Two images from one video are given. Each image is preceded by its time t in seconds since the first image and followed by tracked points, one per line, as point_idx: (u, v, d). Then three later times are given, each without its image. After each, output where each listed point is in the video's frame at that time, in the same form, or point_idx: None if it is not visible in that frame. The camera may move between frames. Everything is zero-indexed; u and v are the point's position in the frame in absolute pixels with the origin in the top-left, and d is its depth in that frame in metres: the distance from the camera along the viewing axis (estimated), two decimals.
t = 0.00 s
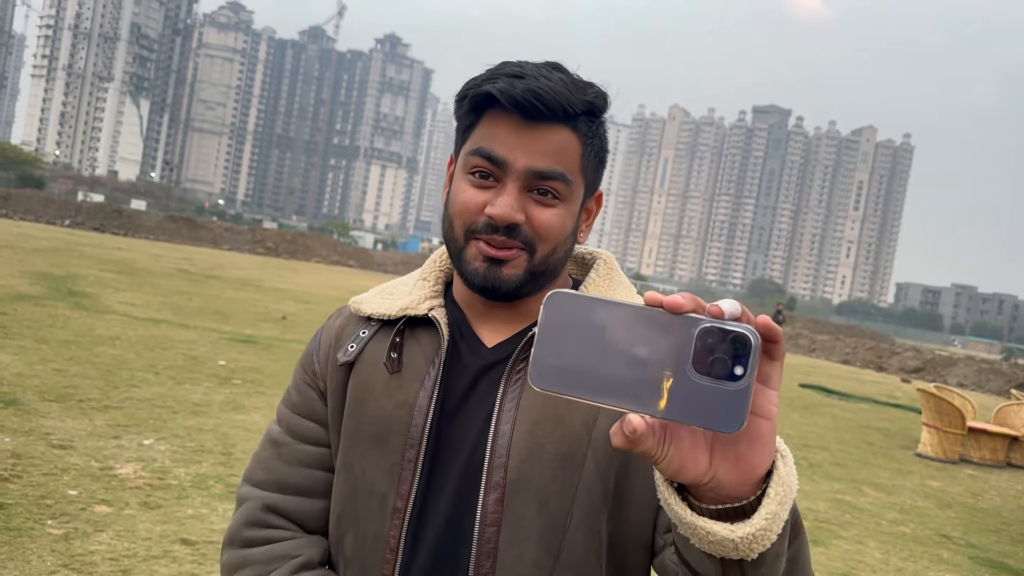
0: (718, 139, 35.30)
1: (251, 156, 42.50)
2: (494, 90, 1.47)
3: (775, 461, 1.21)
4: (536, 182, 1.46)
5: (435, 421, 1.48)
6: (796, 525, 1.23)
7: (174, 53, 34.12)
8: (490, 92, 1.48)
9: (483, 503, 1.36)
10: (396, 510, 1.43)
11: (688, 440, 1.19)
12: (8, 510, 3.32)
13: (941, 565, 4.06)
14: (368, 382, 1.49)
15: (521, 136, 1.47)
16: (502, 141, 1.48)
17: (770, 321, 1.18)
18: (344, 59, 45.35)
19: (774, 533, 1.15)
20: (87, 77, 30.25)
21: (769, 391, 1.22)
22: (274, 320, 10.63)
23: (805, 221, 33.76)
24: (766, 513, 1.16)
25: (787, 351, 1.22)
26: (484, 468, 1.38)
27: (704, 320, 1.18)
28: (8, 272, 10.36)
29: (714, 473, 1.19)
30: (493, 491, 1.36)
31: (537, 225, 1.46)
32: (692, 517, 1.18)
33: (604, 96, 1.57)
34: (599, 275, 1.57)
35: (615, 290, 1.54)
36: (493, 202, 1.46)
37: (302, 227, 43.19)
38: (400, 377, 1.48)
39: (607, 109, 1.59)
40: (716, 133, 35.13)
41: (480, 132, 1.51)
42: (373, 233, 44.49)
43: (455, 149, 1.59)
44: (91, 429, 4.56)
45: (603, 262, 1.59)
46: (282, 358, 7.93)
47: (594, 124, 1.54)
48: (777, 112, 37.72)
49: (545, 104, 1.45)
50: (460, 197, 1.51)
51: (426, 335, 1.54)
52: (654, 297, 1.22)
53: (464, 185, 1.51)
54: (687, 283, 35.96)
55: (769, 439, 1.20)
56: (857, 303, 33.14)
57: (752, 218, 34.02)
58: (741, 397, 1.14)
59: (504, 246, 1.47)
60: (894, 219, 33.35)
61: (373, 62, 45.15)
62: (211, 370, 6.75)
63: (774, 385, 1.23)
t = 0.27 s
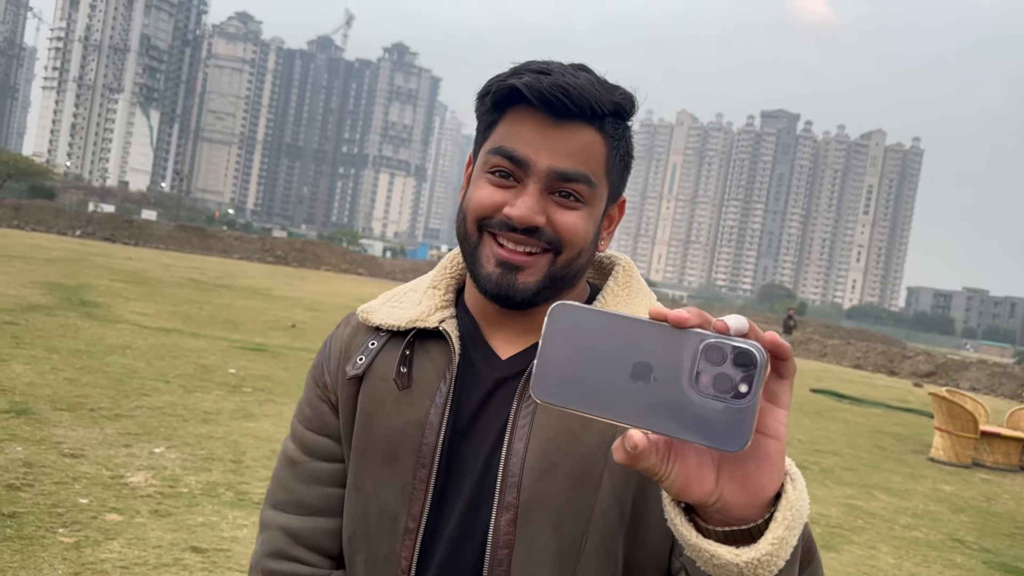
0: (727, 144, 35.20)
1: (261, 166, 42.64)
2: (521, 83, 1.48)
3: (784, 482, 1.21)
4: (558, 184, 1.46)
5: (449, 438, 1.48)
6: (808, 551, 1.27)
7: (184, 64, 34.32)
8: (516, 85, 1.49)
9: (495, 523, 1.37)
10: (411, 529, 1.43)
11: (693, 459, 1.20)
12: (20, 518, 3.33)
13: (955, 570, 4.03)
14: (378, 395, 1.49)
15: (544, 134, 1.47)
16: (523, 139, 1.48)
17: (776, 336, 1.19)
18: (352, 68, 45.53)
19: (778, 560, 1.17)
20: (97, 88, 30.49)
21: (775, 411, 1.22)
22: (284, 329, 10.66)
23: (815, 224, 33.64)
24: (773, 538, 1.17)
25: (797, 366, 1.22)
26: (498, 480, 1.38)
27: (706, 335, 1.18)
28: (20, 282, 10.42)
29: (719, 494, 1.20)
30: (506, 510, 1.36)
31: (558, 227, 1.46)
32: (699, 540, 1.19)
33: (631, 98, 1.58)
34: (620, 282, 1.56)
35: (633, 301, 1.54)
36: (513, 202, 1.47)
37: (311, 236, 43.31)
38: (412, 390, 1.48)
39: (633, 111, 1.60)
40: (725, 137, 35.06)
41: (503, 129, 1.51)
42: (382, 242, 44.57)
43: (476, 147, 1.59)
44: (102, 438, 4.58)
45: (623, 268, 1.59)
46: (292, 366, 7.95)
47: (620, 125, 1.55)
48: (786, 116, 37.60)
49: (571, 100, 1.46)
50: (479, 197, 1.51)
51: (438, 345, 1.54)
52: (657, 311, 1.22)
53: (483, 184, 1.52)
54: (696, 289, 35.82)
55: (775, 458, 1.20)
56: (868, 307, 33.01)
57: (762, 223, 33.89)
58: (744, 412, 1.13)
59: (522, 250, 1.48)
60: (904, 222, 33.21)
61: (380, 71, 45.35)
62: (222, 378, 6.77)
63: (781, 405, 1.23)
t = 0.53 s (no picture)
0: (744, 149, 35.05)
1: (279, 177, 42.95)
2: (534, 90, 1.47)
3: (838, 540, 1.19)
4: (577, 202, 1.44)
5: (452, 465, 1.48)
6: None
7: (202, 77, 34.68)
8: (528, 95, 1.48)
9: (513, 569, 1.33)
10: (409, 556, 1.44)
11: (736, 515, 1.16)
12: (39, 530, 3.35)
13: None
14: (387, 418, 1.52)
15: (560, 148, 1.46)
16: (538, 155, 1.47)
17: (829, 378, 1.13)
18: (369, 80, 45.84)
19: None
20: (117, 102, 30.89)
21: (829, 462, 1.17)
22: (302, 338, 10.71)
23: (834, 229, 33.45)
24: None
25: (853, 413, 1.16)
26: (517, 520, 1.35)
27: (750, 379, 1.10)
28: (41, 295, 10.54)
29: (768, 554, 1.17)
30: (525, 557, 1.32)
31: (580, 247, 1.44)
32: None
33: (656, 100, 1.56)
34: (651, 309, 1.54)
35: (672, 330, 1.50)
36: (529, 222, 1.46)
37: (329, 247, 43.53)
38: (419, 415, 1.51)
39: (660, 114, 1.58)
40: (742, 143, 34.95)
41: (517, 142, 1.50)
42: (399, 252, 44.73)
43: (490, 161, 1.59)
44: (121, 449, 4.61)
45: (658, 288, 1.57)
46: (309, 376, 7.97)
47: (645, 132, 1.52)
48: (803, 121, 37.43)
49: (589, 109, 1.44)
50: (494, 218, 1.51)
51: (445, 368, 1.57)
52: (696, 351, 1.14)
53: (497, 204, 1.51)
54: (714, 295, 35.69)
55: (831, 515, 1.16)
56: (888, 313, 32.79)
57: (780, 229, 33.76)
58: (794, 467, 1.04)
59: (544, 272, 1.47)
60: (924, 226, 32.96)
61: (396, 81, 45.62)
62: (241, 389, 6.80)
63: (835, 454, 1.18)
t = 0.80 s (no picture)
0: (770, 159, 34.82)
1: (305, 193, 43.33)
2: (513, 92, 1.44)
3: None
4: (564, 209, 1.40)
5: (439, 480, 1.47)
6: None
7: (230, 95, 35.14)
8: (509, 95, 1.45)
9: None
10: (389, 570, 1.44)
11: (776, 564, 1.13)
12: (68, 545, 3.38)
13: None
14: (386, 434, 1.56)
15: (544, 151, 1.42)
16: (523, 160, 1.43)
17: (883, 414, 1.10)
18: (393, 95, 46.21)
19: None
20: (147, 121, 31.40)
21: (883, 504, 1.15)
22: (328, 353, 10.75)
23: (863, 238, 33.08)
24: None
25: (906, 448, 1.12)
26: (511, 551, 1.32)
27: (798, 415, 1.07)
28: (71, 312, 10.68)
29: None
30: None
31: (569, 257, 1.39)
32: None
33: (651, 97, 1.49)
34: (660, 323, 1.46)
35: (685, 347, 1.42)
36: (513, 231, 1.43)
37: (355, 262, 43.82)
38: (411, 429, 1.53)
39: (657, 113, 1.51)
40: (768, 153, 34.73)
41: (501, 149, 1.47)
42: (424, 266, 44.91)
43: (477, 169, 1.56)
44: (149, 464, 4.64)
45: (669, 298, 1.50)
46: (335, 391, 7.99)
47: (638, 131, 1.46)
48: (829, 130, 37.17)
49: (572, 106, 1.39)
50: (479, 227, 1.48)
51: (436, 385, 1.57)
52: (733, 381, 1.10)
53: (482, 214, 1.49)
54: (741, 306, 35.45)
55: (881, 565, 1.12)
56: (920, 322, 32.35)
57: (808, 238, 33.43)
58: (846, 514, 1.01)
59: (531, 286, 1.42)
60: (955, 234, 32.53)
61: (420, 97, 45.95)
62: (266, 403, 6.80)
63: (888, 495, 1.16)
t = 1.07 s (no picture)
0: (814, 170, 34.47)
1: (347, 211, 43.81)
2: (445, 105, 1.60)
3: None
4: (502, 216, 1.52)
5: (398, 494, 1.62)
6: None
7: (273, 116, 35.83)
8: (442, 108, 1.60)
9: None
10: None
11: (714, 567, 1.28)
12: (115, 562, 3.42)
13: None
14: (349, 458, 1.72)
15: (480, 160, 1.55)
16: (461, 171, 1.56)
17: (814, 412, 1.24)
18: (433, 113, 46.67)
19: None
20: (193, 143, 32.24)
21: (820, 505, 1.29)
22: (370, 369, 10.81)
23: (910, 249, 32.31)
24: None
25: (840, 450, 1.27)
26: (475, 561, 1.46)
27: (730, 414, 1.18)
28: (120, 330, 10.90)
29: None
30: None
31: (510, 264, 1.51)
32: None
33: (582, 104, 1.64)
34: (611, 329, 1.64)
35: (636, 349, 1.61)
36: (453, 241, 1.55)
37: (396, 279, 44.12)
38: (370, 452, 1.68)
39: (588, 121, 1.67)
40: (811, 163, 34.48)
41: (440, 161, 1.61)
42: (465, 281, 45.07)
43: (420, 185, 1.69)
44: (193, 480, 4.69)
45: (620, 304, 1.69)
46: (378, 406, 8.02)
47: (572, 137, 1.60)
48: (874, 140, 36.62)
49: (503, 115, 1.53)
50: (421, 240, 1.60)
51: (395, 406, 1.72)
52: (665, 381, 1.22)
53: (424, 228, 1.61)
54: (785, 319, 34.95)
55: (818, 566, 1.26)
56: (972, 334, 31.50)
57: (853, 249, 32.74)
58: (782, 512, 1.13)
59: (474, 294, 1.54)
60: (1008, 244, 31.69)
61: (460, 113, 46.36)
62: (309, 420, 6.84)
63: (827, 495, 1.29)
